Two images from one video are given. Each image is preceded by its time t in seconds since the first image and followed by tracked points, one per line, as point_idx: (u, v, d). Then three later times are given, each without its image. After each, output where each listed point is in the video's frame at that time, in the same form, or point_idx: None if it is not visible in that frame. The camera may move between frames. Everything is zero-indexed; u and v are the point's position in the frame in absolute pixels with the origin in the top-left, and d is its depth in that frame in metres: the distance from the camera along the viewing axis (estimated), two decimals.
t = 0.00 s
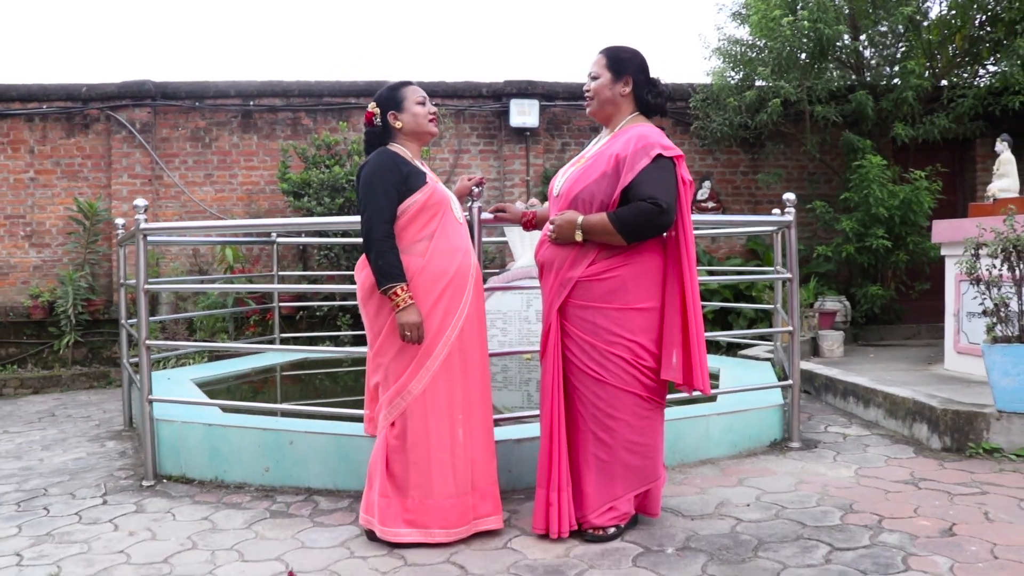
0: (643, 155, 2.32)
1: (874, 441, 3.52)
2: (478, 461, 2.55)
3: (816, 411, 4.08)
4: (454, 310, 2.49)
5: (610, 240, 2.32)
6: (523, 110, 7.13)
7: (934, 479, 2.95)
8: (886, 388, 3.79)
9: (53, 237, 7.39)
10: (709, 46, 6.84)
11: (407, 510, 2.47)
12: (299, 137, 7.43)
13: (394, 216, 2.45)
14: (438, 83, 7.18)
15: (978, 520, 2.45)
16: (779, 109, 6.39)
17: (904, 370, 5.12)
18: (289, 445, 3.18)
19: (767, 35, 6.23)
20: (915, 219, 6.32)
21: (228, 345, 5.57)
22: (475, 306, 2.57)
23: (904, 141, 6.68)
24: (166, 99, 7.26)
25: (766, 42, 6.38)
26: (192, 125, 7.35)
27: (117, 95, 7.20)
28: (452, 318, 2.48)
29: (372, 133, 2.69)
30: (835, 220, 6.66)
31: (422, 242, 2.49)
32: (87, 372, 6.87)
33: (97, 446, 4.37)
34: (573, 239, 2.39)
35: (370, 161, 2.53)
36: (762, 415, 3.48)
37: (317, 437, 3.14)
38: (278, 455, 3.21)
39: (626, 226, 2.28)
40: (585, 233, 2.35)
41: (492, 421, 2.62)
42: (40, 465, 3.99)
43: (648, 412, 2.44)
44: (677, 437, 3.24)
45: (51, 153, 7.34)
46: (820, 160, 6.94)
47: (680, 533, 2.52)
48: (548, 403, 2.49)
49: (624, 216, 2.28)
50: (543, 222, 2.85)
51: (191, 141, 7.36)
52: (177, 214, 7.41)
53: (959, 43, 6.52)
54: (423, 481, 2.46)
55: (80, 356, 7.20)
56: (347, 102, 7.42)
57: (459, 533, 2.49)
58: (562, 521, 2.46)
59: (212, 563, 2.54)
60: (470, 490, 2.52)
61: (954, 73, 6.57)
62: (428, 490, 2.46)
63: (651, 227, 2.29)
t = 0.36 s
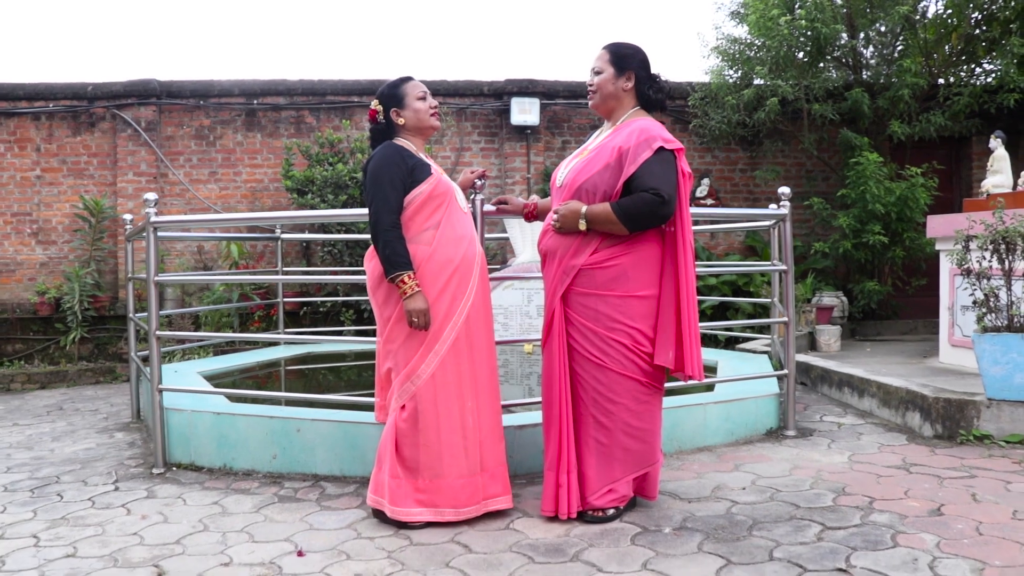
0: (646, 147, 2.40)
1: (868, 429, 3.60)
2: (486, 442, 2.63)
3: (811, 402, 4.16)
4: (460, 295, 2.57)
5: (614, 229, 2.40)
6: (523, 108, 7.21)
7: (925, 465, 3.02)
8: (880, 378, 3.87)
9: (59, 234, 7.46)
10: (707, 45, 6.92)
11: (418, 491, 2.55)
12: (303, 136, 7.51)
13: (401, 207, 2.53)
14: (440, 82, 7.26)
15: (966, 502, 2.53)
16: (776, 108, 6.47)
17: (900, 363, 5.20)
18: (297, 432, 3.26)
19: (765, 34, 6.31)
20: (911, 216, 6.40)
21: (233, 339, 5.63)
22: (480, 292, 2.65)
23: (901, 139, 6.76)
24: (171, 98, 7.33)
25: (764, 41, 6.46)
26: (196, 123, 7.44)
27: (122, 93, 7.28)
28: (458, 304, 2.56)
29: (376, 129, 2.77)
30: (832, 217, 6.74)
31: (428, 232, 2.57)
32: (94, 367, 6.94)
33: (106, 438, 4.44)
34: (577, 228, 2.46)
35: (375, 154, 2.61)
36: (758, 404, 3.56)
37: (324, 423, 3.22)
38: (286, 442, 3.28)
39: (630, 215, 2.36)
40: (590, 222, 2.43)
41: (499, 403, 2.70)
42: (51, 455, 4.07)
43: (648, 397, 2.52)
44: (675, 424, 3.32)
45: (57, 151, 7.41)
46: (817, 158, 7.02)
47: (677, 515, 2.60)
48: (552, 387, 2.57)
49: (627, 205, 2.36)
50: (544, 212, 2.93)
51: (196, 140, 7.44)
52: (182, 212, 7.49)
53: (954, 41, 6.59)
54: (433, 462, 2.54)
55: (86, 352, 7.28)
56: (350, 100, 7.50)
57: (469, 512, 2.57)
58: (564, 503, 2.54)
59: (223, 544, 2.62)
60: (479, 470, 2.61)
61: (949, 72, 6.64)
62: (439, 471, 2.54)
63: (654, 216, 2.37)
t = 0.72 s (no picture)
0: (649, 144, 2.48)
1: (863, 421, 3.68)
2: (486, 430, 2.72)
3: (808, 396, 4.23)
4: (463, 287, 2.65)
5: (618, 223, 2.48)
6: (525, 108, 7.29)
7: (917, 454, 3.10)
8: (875, 371, 3.94)
9: (67, 232, 7.55)
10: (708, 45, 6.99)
11: (421, 478, 2.61)
12: (308, 135, 7.61)
13: (407, 202, 2.61)
14: (443, 82, 7.34)
15: (954, 488, 2.62)
16: (775, 107, 6.54)
17: (896, 358, 5.27)
18: (305, 422, 3.35)
19: (765, 34, 6.38)
20: (909, 214, 6.47)
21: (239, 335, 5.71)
22: (482, 284, 2.74)
23: (899, 138, 6.82)
24: (177, 98, 7.42)
25: (763, 41, 6.53)
26: (203, 123, 7.52)
27: (129, 93, 7.37)
28: (461, 296, 2.65)
29: (383, 127, 2.86)
30: (831, 215, 6.82)
31: (433, 226, 2.66)
32: (101, 363, 7.01)
33: (116, 431, 4.53)
34: (582, 221, 2.54)
35: (383, 150, 2.69)
36: (755, 396, 3.64)
37: (332, 414, 3.30)
38: (294, 432, 3.37)
39: (633, 210, 2.45)
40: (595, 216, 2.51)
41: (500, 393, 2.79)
42: (63, 447, 4.16)
43: (647, 386, 2.61)
44: (674, 416, 3.40)
45: (65, 151, 7.50)
46: (816, 156, 7.10)
47: (674, 500, 2.68)
48: (555, 376, 2.64)
49: (631, 200, 2.44)
50: (545, 208, 3.02)
51: (202, 139, 7.52)
52: (189, 210, 7.57)
53: (952, 42, 6.66)
54: (434, 449, 2.61)
55: (94, 349, 7.37)
56: (354, 100, 7.59)
57: (469, 498, 2.66)
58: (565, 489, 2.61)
59: (235, 529, 2.70)
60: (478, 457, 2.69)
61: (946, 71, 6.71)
62: (441, 458, 2.62)
63: (657, 210, 2.46)
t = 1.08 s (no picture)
0: (657, 138, 2.57)
1: (862, 412, 3.75)
2: (480, 418, 2.79)
3: (809, 388, 4.30)
4: (467, 278, 2.74)
5: (627, 213, 2.56)
6: (531, 107, 7.38)
7: (913, 442, 3.18)
8: (874, 364, 4.01)
9: (79, 230, 7.65)
10: (711, 45, 7.07)
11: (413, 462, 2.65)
12: (316, 134, 7.71)
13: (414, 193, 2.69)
14: (450, 82, 7.43)
15: (948, 473, 2.69)
16: (778, 106, 6.62)
17: (897, 353, 5.34)
18: (316, 411, 3.43)
19: (768, 34, 6.45)
20: (910, 211, 6.54)
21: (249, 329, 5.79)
22: (485, 276, 2.81)
23: (901, 136, 6.88)
24: (187, 96, 7.51)
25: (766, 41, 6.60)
26: (212, 121, 7.62)
27: (140, 93, 7.46)
28: (462, 286, 2.73)
29: (395, 120, 2.95)
30: (833, 213, 6.89)
31: (439, 217, 2.74)
32: (113, 358, 7.07)
33: (130, 422, 4.63)
34: (591, 212, 2.60)
35: (394, 143, 2.77)
36: (756, 387, 3.72)
37: (342, 403, 3.39)
38: (306, 421, 3.46)
39: (642, 201, 2.53)
40: (606, 207, 2.57)
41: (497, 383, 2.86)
42: (78, 436, 4.26)
43: (649, 374, 2.69)
44: (677, 406, 3.47)
45: (77, 149, 7.60)
46: (819, 154, 7.16)
47: (675, 485, 2.76)
48: (562, 363, 2.70)
49: (640, 191, 2.52)
50: (548, 203, 3.13)
51: (212, 137, 7.62)
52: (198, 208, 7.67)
53: (955, 41, 6.72)
54: (428, 433, 2.66)
55: (105, 344, 7.46)
56: (361, 99, 7.68)
57: (454, 483, 2.71)
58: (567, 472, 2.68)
59: (248, 511, 2.78)
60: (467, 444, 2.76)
61: (948, 70, 6.78)
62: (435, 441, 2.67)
63: (665, 201, 2.54)
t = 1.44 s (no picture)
0: (668, 132, 2.65)
1: (863, 404, 3.80)
2: (483, 407, 2.83)
3: (811, 382, 4.35)
4: (464, 268, 2.77)
5: (642, 205, 2.61)
6: (536, 105, 7.44)
7: (913, 433, 3.23)
8: (875, 357, 4.06)
9: (88, 227, 7.71)
10: (715, 44, 7.12)
11: (415, 450, 2.72)
12: (323, 132, 7.78)
13: (407, 186, 2.74)
14: (456, 81, 7.49)
15: (946, 461, 2.75)
16: (781, 104, 6.67)
17: (900, 349, 5.38)
18: (325, 403, 3.45)
19: (771, 32, 6.49)
20: (913, 208, 6.57)
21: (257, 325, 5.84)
22: (486, 266, 2.84)
23: (904, 134, 6.91)
24: (196, 95, 7.59)
25: (769, 39, 6.64)
26: (220, 120, 7.69)
27: (149, 92, 7.53)
28: (460, 277, 2.77)
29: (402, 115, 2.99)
30: (836, 210, 6.93)
31: (435, 209, 2.78)
32: (122, 354, 7.09)
33: (141, 415, 4.50)
34: (606, 203, 2.62)
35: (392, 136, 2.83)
36: (758, 380, 3.76)
37: (351, 394, 3.41)
38: (315, 413, 3.47)
39: (658, 193, 2.59)
40: (625, 199, 2.60)
41: (499, 373, 2.90)
42: (91, 428, 4.13)
43: (653, 364, 2.74)
44: (680, 398, 3.52)
45: (86, 147, 7.67)
46: (822, 152, 7.21)
47: (678, 473, 2.81)
48: (573, 354, 2.70)
49: (657, 182, 2.58)
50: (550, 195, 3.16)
51: (220, 136, 7.69)
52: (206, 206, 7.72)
53: (957, 40, 6.77)
54: (430, 422, 2.74)
55: (114, 341, 7.51)
56: (368, 98, 7.75)
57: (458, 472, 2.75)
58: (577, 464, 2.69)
59: (261, 498, 2.73)
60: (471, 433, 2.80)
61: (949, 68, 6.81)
62: (437, 429, 2.74)
63: (678, 193, 2.62)
